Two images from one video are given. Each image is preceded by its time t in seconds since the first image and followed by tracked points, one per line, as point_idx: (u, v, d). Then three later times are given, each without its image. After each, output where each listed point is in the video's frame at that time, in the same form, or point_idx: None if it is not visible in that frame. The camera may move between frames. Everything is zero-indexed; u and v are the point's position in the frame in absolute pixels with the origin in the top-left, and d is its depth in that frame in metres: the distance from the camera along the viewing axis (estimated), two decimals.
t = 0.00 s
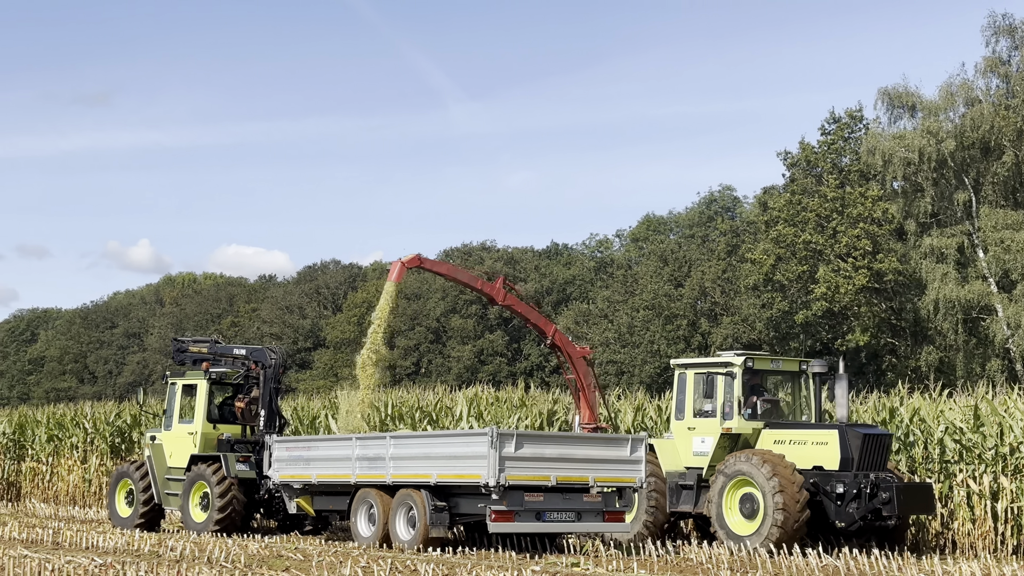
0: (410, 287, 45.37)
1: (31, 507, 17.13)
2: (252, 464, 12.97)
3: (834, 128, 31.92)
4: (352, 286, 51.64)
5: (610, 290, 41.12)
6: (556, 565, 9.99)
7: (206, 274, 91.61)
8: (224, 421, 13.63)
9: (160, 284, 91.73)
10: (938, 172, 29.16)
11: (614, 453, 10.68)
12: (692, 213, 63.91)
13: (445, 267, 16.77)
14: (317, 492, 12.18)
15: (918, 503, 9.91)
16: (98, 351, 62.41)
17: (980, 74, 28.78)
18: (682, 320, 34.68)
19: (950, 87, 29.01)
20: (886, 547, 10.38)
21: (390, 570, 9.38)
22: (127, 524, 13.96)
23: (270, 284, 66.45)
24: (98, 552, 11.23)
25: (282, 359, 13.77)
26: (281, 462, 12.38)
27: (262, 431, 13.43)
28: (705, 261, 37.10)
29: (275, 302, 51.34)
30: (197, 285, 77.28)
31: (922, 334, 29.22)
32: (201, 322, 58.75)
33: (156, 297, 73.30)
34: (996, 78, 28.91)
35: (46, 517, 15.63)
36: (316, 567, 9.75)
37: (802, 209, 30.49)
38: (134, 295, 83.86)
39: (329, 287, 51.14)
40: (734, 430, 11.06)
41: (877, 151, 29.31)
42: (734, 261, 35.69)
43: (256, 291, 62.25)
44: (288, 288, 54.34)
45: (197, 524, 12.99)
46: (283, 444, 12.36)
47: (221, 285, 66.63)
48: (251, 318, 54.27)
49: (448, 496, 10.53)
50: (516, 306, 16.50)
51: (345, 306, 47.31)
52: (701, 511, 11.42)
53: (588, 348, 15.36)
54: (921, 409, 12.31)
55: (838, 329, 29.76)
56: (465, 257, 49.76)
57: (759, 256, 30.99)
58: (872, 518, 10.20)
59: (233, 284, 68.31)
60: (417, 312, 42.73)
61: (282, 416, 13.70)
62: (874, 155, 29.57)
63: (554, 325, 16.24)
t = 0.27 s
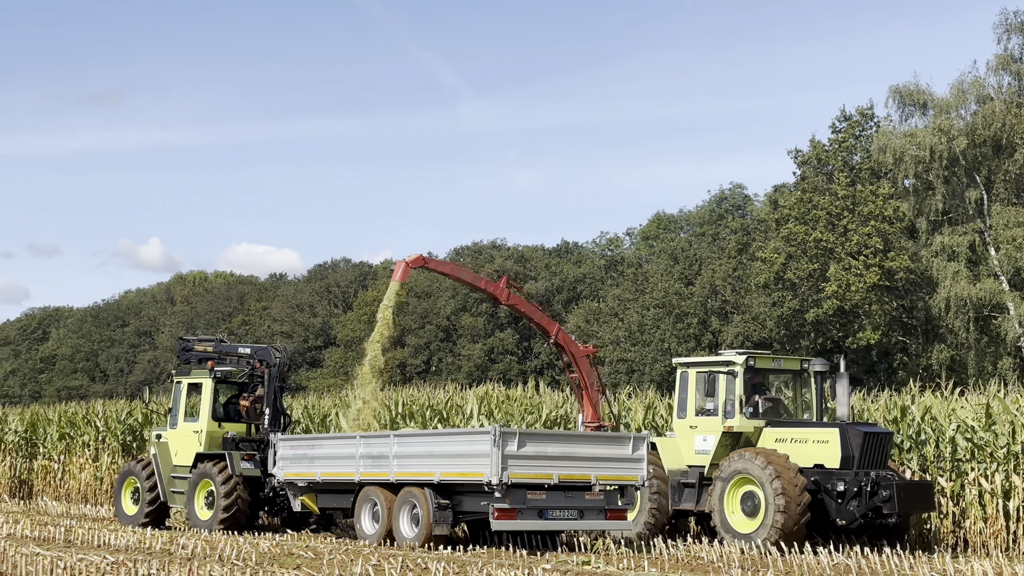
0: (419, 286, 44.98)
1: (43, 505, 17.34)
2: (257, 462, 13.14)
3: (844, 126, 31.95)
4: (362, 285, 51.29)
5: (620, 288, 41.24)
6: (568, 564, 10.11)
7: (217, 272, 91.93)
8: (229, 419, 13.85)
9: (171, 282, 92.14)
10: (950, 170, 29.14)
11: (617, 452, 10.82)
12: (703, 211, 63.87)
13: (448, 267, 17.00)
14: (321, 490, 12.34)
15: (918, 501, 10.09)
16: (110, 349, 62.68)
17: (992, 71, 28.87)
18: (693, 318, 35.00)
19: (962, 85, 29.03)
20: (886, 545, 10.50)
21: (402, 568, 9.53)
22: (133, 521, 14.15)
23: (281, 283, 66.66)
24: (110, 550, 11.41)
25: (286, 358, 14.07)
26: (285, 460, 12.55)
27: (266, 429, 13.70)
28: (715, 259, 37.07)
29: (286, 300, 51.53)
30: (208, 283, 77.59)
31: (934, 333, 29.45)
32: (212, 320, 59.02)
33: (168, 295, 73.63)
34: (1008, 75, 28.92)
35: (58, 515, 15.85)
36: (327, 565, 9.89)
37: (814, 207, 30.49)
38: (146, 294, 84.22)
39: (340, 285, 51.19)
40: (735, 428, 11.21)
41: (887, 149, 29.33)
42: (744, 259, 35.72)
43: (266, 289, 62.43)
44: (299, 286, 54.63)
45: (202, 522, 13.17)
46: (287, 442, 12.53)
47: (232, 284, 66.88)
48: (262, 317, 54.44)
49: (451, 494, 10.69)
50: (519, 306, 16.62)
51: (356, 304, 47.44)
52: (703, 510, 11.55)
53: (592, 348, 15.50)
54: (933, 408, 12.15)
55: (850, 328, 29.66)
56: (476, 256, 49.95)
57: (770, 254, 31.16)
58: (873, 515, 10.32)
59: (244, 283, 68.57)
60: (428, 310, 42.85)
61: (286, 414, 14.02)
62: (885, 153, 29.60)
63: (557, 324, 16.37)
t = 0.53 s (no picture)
0: (430, 285, 44.76)
1: (55, 503, 17.58)
2: (261, 461, 13.32)
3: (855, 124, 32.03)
4: (373, 283, 51.74)
5: (631, 287, 41.38)
6: (578, 562, 10.27)
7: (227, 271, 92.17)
8: (234, 417, 14.02)
9: (182, 281, 92.61)
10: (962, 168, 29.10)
11: (619, 451, 11.00)
12: (714, 209, 63.90)
13: (453, 266, 17.20)
14: (326, 488, 12.55)
15: (919, 499, 10.21)
16: (122, 348, 62.98)
17: (1004, 69, 28.94)
18: (703, 317, 35.14)
19: (973, 84, 29.11)
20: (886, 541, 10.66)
21: (412, 566, 9.69)
22: (140, 519, 14.38)
23: (291, 281, 66.84)
24: (122, 548, 11.61)
25: (290, 357, 14.34)
26: (291, 458, 12.74)
27: (273, 427, 13.91)
28: (726, 258, 37.23)
29: (297, 299, 51.71)
30: (219, 283, 77.87)
31: (945, 331, 29.52)
32: (223, 318, 59.30)
33: (179, 294, 73.91)
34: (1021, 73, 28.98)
35: (70, 513, 16.06)
36: (338, 563, 10.05)
37: (824, 205, 30.82)
38: (158, 292, 84.52)
39: (351, 284, 51.42)
40: (737, 427, 11.39)
41: (899, 147, 29.26)
42: (755, 258, 35.74)
43: (277, 288, 62.59)
44: (310, 284, 54.92)
45: (208, 520, 13.37)
46: (293, 441, 12.73)
47: (242, 283, 67.08)
48: (273, 316, 54.62)
49: (455, 492, 10.86)
50: (522, 305, 16.78)
51: (367, 303, 47.59)
52: (705, 508, 11.69)
53: (595, 347, 15.67)
54: (944, 406, 12.10)
55: (861, 326, 29.93)
56: (487, 255, 50.17)
57: (781, 254, 31.57)
58: (874, 513, 10.49)
59: (254, 281, 68.77)
60: (438, 309, 42.88)
61: (291, 412, 14.20)
62: (897, 151, 29.60)
63: (559, 323, 16.53)
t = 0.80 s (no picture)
0: (440, 284, 44.36)
1: (67, 502, 17.78)
2: (266, 460, 13.50)
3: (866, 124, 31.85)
4: (383, 282, 52.47)
5: (641, 286, 41.44)
6: (588, 562, 10.39)
7: (237, 270, 92.43)
8: (239, 417, 14.21)
9: (192, 281, 92.91)
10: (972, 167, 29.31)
11: (621, 450, 11.16)
12: (724, 208, 63.94)
13: (455, 267, 17.32)
14: (329, 488, 12.72)
15: (920, 497, 10.37)
16: (133, 347, 63.22)
17: (1013, 68, 29.10)
18: (714, 316, 35.07)
19: (984, 82, 29.43)
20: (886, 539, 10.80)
21: (422, 566, 9.83)
22: (146, 518, 14.59)
23: (301, 281, 66.99)
24: (133, 547, 11.80)
25: (294, 357, 14.40)
26: (294, 458, 12.92)
27: (276, 427, 14.00)
28: (736, 257, 37.27)
29: (307, 298, 51.88)
30: (230, 282, 78.09)
31: (956, 331, 29.32)
32: (233, 317, 59.52)
33: (188, 293, 74.09)
34: None
35: (80, 512, 16.28)
36: (348, 562, 10.18)
37: (834, 204, 30.92)
38: (168, 291, 84.82)
39: (361, 283, 51.55)
40: (739, 426, 11.53)
41: (910, 147, 29.41)
42: (765, 257, 35.67)
43: (286, 287, 62.69)
44: (320, 284, 55.16)
45: (213, 519, 13.57)
46: (296, 441, 12.91)
47: (252, 282, 67.25)
48: (283, 315, 54.71)
49: (458, 491, 11.01)
50: (523, 305, 16.94)
51: (377, 302, 47.68)
52: (707, 507, 11.83)
53: (598, 348, 15.82)
54: (955, 407, 12.22)
55: (871, 326, 29.85)
56: (497, 254, 50.27)
57: (791, 253, 31.55)
58: (874, 512, 10.62)
59: (265, 280, 68.92)
60: (448, 308, 42.74)
61: (294, 412, 14.30)
62: (907, 150, 29.67)
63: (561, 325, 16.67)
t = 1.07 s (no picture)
0: (449, 284, 44.28)
1: (77, 502, 17.98)
2: (269, 460, 13.70)
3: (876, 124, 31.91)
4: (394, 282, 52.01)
5: (650, 285, 41.53)
6: (598, 562, 10.51)
7: (246, 270, 92.67)
8: (243, 417, 14.36)
9: (202, 281, 93.17)
10: (982, 167, 29.57)
11: (621, 451, 11.31)
12: (733, 208, 63.95)
13: (456, 268, 17.49)
14: (332, 487, 12.89)
15: (920, 497, 10.50)
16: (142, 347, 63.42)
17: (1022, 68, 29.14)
18: (723, 316, 35.09)
19: (995, 82, 29.59)
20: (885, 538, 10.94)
21: (432, 565, 9.96)
22: (151, 518, 14.79)
23: (310, 281, 67.18)
24: (143, 546, 12.00)
25: (298, 357, 14.71)
26: (298, 458, 13.10)
27: (279, 427, 14.36)
28: (745, 257, 37.31)
29: (316, 298, 52.08)
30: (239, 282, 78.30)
31: (966, 331, 28.86)
32: (243, 317, 59.72)
33: (197, 293, 74.31)
34: None
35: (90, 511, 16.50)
36: (358, 562, 10.30)
37: (844, 204, 30.68)
38: (177, 291, 85.17)
39: (370, 283, 51.66)
40: (740, 427, 11.66)
41: (919, 146, 29.83)
42: (774, 257, 35.65)
43: (295, 287, 62.84)
44: (329, 284, 55.36)
45: (217, 518, 13.73)
46: (300, 441, 13.08)
47: (262, 282, 67.46)
48: (292, 314, 54.81)
49: (460, 491, 11.17)
50: (526, 306, 17.09)
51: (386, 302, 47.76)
52: (708, 507, 12.00)
53: (600, 348, 15.97)
54: (966, 407, 12.27)
55: (881, 326, 29.70)
56: (506, 254, 50.34)
57: (801, 253, 31.28)
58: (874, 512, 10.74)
59: (274, 281, 69.14)
60: (457, 309, 42.86)
61: (298, 412, 14.66)
62: (917, 150, 30.08)
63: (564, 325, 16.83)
